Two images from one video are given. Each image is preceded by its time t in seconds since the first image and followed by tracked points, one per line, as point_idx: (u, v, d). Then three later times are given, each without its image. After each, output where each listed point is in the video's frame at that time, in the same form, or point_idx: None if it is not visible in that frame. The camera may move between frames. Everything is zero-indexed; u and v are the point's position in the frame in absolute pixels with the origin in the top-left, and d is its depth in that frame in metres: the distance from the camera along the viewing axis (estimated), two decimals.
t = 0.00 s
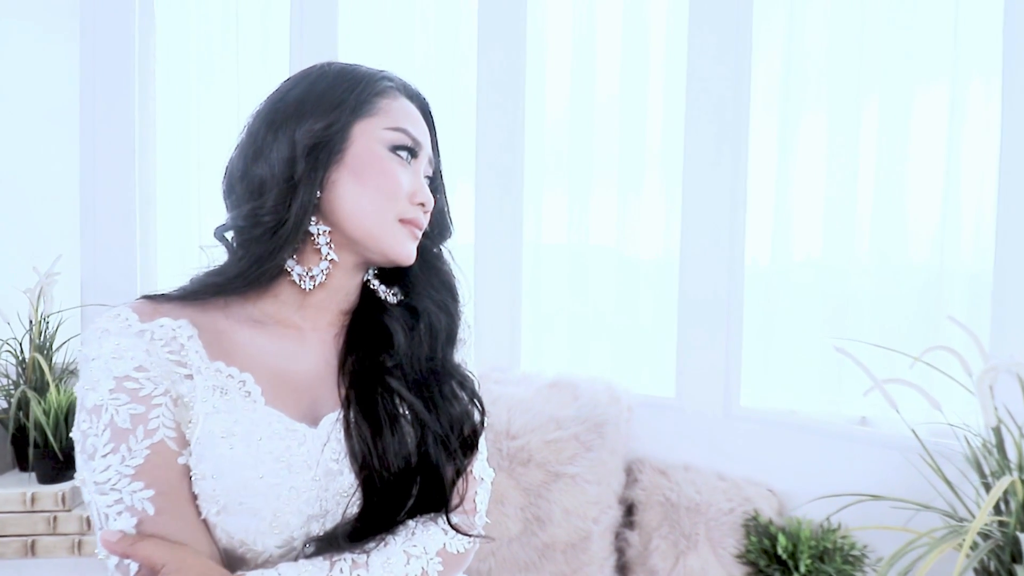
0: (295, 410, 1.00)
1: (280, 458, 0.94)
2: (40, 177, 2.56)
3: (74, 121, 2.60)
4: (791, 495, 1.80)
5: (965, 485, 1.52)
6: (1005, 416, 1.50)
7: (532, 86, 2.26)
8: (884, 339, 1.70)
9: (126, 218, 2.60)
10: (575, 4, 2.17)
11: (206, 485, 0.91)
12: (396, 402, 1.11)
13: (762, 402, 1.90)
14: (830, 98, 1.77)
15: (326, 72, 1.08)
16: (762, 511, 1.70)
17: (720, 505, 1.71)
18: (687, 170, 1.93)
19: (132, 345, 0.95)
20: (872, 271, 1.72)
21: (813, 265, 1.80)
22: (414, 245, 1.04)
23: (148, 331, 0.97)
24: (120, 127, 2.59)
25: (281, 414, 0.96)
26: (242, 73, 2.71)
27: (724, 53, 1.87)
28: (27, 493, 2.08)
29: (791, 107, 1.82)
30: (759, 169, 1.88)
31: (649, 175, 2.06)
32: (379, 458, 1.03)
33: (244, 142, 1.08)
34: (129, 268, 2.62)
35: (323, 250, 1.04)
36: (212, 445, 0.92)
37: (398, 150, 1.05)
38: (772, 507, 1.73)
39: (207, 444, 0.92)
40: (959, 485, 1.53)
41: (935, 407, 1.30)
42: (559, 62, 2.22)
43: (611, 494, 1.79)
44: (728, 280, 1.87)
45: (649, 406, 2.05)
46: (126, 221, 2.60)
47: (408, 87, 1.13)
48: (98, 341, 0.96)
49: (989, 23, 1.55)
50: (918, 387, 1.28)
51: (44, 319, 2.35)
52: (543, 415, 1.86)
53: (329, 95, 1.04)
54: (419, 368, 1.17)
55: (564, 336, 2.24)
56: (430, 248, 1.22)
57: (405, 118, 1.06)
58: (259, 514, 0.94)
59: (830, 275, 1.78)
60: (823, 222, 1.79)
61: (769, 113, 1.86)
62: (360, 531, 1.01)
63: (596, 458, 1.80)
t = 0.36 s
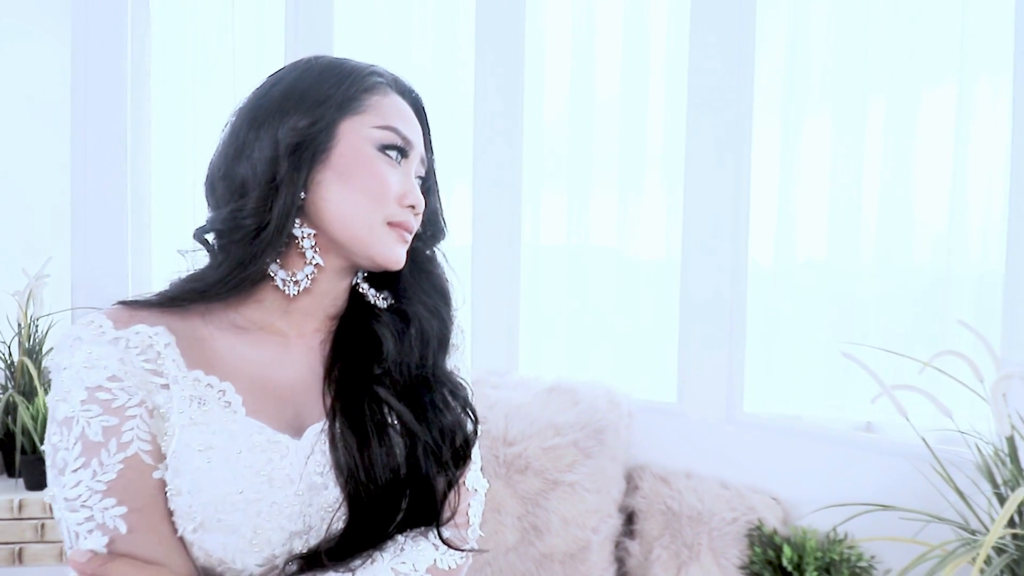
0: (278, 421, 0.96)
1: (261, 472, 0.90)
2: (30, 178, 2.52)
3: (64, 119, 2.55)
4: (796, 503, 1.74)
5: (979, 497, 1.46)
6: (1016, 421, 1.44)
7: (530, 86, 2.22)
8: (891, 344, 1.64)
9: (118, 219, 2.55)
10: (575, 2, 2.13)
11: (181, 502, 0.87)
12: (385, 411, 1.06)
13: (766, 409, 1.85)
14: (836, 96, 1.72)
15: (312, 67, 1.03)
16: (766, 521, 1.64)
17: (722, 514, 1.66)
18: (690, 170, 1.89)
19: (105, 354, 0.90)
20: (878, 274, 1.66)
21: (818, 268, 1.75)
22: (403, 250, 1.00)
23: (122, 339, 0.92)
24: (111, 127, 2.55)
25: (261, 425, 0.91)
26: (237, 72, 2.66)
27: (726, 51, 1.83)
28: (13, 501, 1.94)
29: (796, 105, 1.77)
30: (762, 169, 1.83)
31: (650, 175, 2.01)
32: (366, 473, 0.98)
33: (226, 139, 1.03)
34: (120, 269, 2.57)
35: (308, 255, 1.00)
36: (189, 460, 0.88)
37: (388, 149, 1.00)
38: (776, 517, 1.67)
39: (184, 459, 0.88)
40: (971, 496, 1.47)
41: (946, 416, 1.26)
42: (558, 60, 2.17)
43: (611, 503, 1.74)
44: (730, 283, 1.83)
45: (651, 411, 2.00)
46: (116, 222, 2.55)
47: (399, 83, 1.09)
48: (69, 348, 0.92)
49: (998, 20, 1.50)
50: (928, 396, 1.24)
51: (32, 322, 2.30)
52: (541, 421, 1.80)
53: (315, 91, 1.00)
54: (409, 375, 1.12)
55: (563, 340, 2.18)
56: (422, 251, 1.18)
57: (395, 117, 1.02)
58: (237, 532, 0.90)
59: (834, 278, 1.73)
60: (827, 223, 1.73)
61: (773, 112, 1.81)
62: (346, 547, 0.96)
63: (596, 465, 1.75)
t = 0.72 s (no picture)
0: (263, 430, 0.93)
1: (242, 485, 0.86)
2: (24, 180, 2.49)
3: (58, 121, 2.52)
4: (801, 512, 1.70)
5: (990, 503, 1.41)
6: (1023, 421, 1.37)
7: (530, 86, 2.18)
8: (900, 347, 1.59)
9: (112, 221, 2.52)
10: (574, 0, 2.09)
11: (158, 517, 0.84)
12: (373, 419, 1.03)
13: (771, 414, 1.80)
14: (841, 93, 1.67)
15: (298, 62, 0.99)
16: (771, 530, 1.60)
17: (726, 523, 1.61)
18: (692, 170, 1.85)
19: (80, 361, 0.86)
20: (885, 276, 1.61)
21: (823, 269, 1.70)
22: (393, 252, 0.96)
23: (98, 345, 0.88)
24: (105, 128, 2.52)
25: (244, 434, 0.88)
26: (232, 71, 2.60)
27: (728, 49, 1.79)
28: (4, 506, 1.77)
29: (800, 103, 1.72)
30: (765, 168, 1.79)
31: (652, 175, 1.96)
32: (353, 483, 0.95)
33: (209, 137, 1.00)
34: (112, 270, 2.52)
35: (293, 258, 0.96)
36: (167, 472, 0.84)
37: (376, 148, 0.96)
38: (781, 525, 1.63)
39: (161, 472, 0.84)
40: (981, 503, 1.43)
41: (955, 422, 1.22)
42: (557, 60, 2.13)
43: (612, 511, 1.68)
44: (733, 285, 1.79)
45: (653, 416, 1.95)
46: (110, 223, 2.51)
47: (390, 80, 1.05)
48: (44, 355, 0.88)
49: (1007, 15, 1.46)
50: (935, 400, 1.22)
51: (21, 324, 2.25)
52: (544, 425, 1.73)
53: (300, 88, 0.96)
54: (399, 382, 1.08)
55: (563, 343, 2.14)
56: (415, 252, 1.15)
57: (384, 114, 0.98)
58: (216, 548, 0.86)
59: (839, 280, 1.68)
60: (832, 222, 1.69)
61: (777, 111, 1.77)
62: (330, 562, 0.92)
63: (597, 472, 1.68)
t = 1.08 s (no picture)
0: (247, 441, 0.89)
1: (225, 498, 0.83)
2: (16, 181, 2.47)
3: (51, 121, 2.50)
4: (806, 520, 1.66)
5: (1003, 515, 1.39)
6: None
7: (528, 86, 2.15)
8: (905, 351, 1.55)
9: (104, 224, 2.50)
10: None
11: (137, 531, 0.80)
12: (364, 429, 1.00)
13: (774, 418, 1.77)
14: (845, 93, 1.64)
15: (286, 58, 0.96)
16: (774, 538, 1.55)
17: (728, 530, 1.57)
18: (693, 170, 1.81)
19: (57, 367, 0.83)
20: (890, 278, 1.57)
21: (827, 271, 1.67)
22: (385, 255, 0.93)
23: (76, 352, 0.85)
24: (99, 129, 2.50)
25: (227, 444, 0.85)
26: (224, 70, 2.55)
27: (730, 48, 1.75)
28: None
29: (803, 103, 1.69)
30: (768, 167, 1.75)
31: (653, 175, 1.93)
32: (342, 495, 0.92)
33: (195, 137, 0.97)
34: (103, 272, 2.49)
35: (281, 261, 0.93)
36: (147, 484, 0.81)
37: (368, 148, 0.93)
38: (784, 534, 1.59)
39: (140, 484, 0.80)
40: (994, 513, 1.41)
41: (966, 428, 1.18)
42: (556, 59, 2.10)
43: (611, 519, 1.64)
44: (735, 287, 1.75)
45: (654, 422, 1.90)
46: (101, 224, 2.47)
47: (383, 76, 1.02)
48: (19, 361, 0.84)
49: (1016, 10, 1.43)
50: (942, 405, 1.18)
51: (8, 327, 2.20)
52: (540, 431, 1.69)
53: (288, 85, 0.93)
54: (392, 390, 1.06)
55: (562, 346, 2.10)
56: (409, 253, 1.14)
57: (376, 112, 0.94)
58: (197, 563, 0.82)
59: (845, 283, 1.64)
60: (836, 223, 1.65)
61: (779, 111, 1.74)
62: None
63: (595, 479, 1.64)
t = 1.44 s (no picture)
0: (233, 450, 0.88)
1: (209, 511, 0.81)
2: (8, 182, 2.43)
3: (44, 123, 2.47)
4: (810, 528, 1.62)
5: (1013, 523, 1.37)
6: None
7: (525, 86, 2.12)
8: (910, 356, 1.52)
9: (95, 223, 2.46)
10: None
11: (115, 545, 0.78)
12: (355, 438, 0.98)
13: (775, 422, 1.73)
14: (848, 92, 1.61)
15: (274, 54, 0.95)
16: (777, 546, 1.52)
17: (731, 538, 1.54)
18: (693, 171, 1.78)
19: (34, 376, 0.81)
20: (895, 282, 1.54)
21: (830, 273, 1.63)
22: (377, 258, 0.90)
23: (55, 359, 0.84)
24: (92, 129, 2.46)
25: (212, 454, 0.83)
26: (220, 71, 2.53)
27: (731, 47, 1.72)
28: None
29: (805, 102, 1.65)
30: (771, 167, 1.71)
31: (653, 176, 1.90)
32: (331, 506, 0.91)
33: (180, 135, 0.96)
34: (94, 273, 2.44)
35: (269, 264, 0.91)
36: (127, 497, 0.79)
37: (359, 147, 0.91)
38: (788, 541, 1.55)
39: (120, 497, 0.79)
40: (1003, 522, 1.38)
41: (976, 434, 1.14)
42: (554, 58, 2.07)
43: (611, 526, 1.60)
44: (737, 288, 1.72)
45: (655, 426, 1.87)
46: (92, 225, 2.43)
47: (376, 74, 1.00)
48: None
49: (1023, 10, 1.41)
50: (951, 411, 1.15)
51: None
52: (539, 436, 1.65)
53: (276, 81, 0.91)
54: (384, 397, 1.05)
55: (561, 348, 2.07)
56: (403, 255, 1.14)
57: (368, 111, 0.92)
58: None
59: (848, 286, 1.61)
60: (839, 225, 1.62)
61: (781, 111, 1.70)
62: None
63: (595, 485, 1.61)
